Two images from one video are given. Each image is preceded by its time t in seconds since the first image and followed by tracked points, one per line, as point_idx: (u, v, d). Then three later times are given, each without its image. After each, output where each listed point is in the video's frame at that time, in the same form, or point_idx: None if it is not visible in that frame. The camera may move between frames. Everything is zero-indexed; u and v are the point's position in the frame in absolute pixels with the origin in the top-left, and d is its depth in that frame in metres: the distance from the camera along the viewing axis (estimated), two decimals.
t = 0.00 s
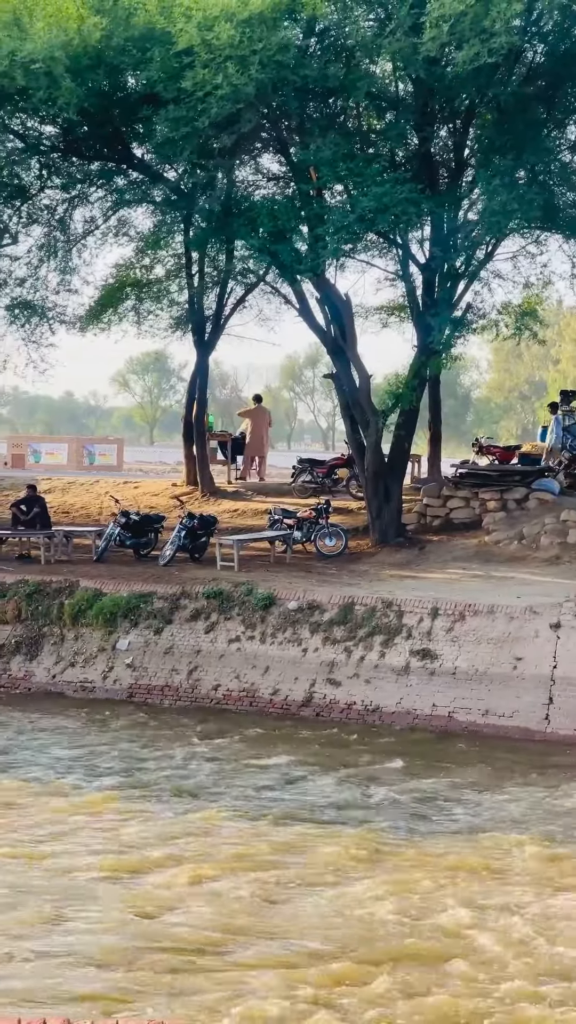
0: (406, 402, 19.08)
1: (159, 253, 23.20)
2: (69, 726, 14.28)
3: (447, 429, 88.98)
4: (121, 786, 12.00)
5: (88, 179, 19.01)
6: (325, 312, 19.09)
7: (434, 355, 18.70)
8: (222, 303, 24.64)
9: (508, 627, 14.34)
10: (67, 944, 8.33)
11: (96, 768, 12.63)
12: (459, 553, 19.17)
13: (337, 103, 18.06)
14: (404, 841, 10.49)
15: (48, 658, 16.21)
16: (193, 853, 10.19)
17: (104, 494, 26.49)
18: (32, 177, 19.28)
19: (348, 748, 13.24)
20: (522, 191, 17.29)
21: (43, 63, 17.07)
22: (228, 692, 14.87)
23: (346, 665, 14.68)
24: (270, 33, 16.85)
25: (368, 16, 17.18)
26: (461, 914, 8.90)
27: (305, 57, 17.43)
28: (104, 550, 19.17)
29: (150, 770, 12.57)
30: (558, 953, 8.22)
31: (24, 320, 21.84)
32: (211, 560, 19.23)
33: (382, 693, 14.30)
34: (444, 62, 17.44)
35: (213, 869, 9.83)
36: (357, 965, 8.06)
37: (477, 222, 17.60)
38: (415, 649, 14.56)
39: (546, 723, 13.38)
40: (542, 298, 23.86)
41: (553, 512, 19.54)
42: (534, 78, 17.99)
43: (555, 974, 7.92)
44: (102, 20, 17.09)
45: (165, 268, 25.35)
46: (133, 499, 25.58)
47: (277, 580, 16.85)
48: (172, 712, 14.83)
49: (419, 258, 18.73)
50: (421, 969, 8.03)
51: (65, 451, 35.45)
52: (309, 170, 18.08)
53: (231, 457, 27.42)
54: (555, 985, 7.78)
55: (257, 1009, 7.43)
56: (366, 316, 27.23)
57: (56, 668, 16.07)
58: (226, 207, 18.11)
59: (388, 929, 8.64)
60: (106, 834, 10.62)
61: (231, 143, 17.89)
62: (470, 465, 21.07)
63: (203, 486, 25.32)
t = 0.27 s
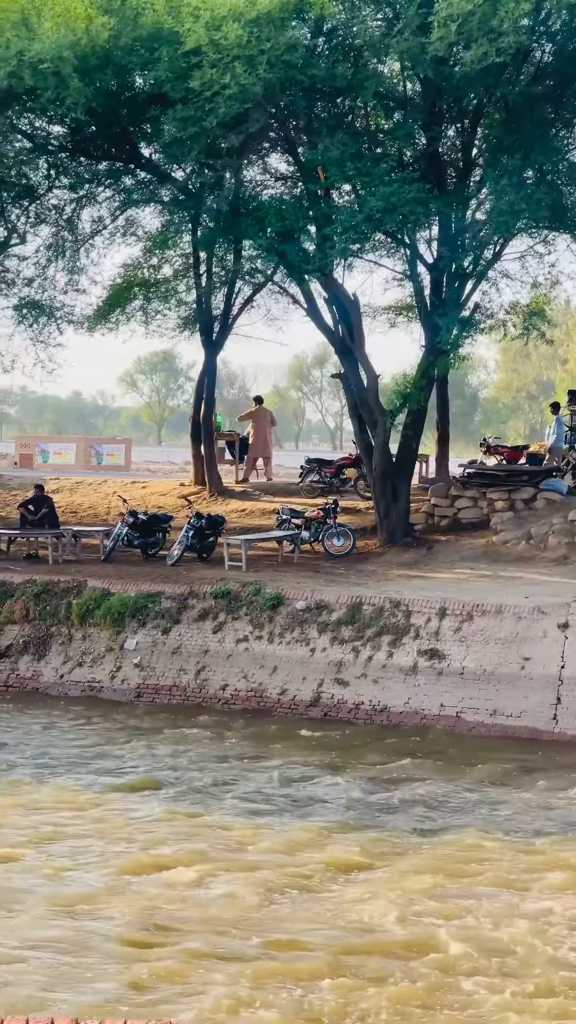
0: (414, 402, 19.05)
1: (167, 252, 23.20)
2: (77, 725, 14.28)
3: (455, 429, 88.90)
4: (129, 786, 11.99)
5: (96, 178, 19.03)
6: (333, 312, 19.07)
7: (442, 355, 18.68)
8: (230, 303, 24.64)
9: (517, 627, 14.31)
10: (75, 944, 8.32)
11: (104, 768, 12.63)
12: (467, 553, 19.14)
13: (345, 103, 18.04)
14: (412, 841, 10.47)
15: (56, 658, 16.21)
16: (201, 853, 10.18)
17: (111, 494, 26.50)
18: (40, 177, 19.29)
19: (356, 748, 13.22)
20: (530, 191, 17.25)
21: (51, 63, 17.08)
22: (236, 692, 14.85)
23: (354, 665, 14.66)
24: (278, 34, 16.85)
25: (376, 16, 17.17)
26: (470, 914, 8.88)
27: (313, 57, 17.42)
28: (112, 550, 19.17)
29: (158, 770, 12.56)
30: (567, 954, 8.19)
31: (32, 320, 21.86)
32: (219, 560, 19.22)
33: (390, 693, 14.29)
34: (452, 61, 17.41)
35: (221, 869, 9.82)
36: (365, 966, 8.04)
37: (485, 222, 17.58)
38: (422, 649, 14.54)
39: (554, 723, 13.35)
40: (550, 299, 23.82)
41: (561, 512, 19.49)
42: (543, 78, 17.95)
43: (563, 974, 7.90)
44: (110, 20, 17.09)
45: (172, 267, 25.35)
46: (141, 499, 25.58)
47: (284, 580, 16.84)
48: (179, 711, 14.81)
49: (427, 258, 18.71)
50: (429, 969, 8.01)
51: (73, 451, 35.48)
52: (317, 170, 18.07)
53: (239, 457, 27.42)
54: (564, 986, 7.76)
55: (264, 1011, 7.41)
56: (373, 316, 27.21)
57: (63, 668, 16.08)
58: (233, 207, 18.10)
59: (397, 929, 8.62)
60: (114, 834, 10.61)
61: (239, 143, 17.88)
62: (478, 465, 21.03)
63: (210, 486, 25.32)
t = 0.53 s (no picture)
0: (422, 402, 19.04)
1: (175, 252, 23.22)
2: (85, 725, 14.30)
3: (463, 429, 88.82)
4: (136, 786, 12.00)
5: (104, 178, 19.07)
6: (341, 312, 19.07)
7: (450, 354, 18.66)
8: (238, 303, 24.65)
9: (524, 627, 14.30)
10: (83, 942, 8.33)
11: (112, 767, 12.65)
12: (475, 552, 19.13)
13: (352, 103, 18.03)
14: (420, 841, 10.46)
15: (63, 657, 16.24)
16: (209, 853, 10.18)
17: (119, 494, 26.52)
18: (48, 177, 19.32)
19: (363, 748, 13.22)
20: (538, 191, 17.23)
21: (59, 63, 17.11)
22: (243, 691, 14.86)
23: (362, 664, 14.66)
24: (286, 33, 16.86)
25: (384, 15, 17.17)
26: (478, 914, 8.87)
27: (321, 57, 17.41)
28: (120, 550, 19.20)
29: (166, 770, 12.57)
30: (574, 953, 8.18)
31: (40, 320, 21.90)
32: (227, 560, 19.23)
33: (398, 692, 14.28)
34: (460, 61, 17.41)
35: (229, 868, 9.82)
36: (373, 965, 8.04)
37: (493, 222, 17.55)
38: (430, 648, 14.53)
39: (562, 722, 13.33)
40: (558, 298, 23.79)
41: (569, 512, 19.46)
42: (551, 77, 17.91)
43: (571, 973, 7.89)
44: (118, 20, 17.12)
45: (180, 267, 25.37)
46: (149, 499, 25.60)
47: (292, 580, 16.84)
48: (187, 711, 14.82)
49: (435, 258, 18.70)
50: (437, 967, 8.00)
51: (81, 451, 35.52)
52: (325, 170, 18.06)
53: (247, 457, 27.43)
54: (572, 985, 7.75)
55: (272, 1009, 7.41)
56: (381, 316, 27.19)
57: (71, 667, 16.10)
58: (241, 206, 18.11)
59: (405, 928, 8.61)
60: (122, 833, 10.62)
61: (247, 143, 17.89)
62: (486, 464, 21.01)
63: (218, 486, 25.33)
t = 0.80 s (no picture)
0: (429, 402, 19.02)
1: (181, 253, 23.22)
2: (92, 725, 14.30)
3: (470, 429, 88.74)
4: (143, 786, 11.99)
5: (111, 179, 19.09)
6: (348, 312, 19.05)
7: (456, 354, 18.64)
8: (245, 303, 24.65)
9: (531, 627, 14.27)
10: (90, 942, 8.32)
11: (119, 767, 12.64)
12: (481, 552, 19.11)
13: (359, 103, 18.01)
14: (427, 841, 10.44)
15: (70, 657, 16.24)
16: (216, 852, 10.16)
17: (126, 494, 26.53)
18: (55, 177, 19.33)
19: (370, 748, 13.20)
20: (545, 191, 17.19)
21: (66, 63, 17.12)
22: (250, 692, 14.85)
23: (369, 664, 14.65)
24: (292, 33, 16.86)
25: (391, 15, 17.17)
26: (486, 914, 8.84)
27: (328, 57, 17.40)
28: (127, 550, 19.20)
29: (173, 769, 12.57)
30: None
31: (47, 320, 21.92)
32: (234, 560, 19.23)
33: (405, 692, 14.26)
34: (467, 61, 17.39)
35: (236, 868, 9.81)
36: (382, 965, 8.01)
37: (500, 222, 17.53)
38: (437, 648, 14.51)
39: (569, 723, 13.30)
40: (565, 299, 23.74)
41: None
42: (558, 77, 17.86)
43: None
44: (124, 20, 17.13)
45: (187, 267, 25.37)
46: (155, 499, 25.61)
47: (299, 580, 16.82)
48: (194, 711, 14.81)
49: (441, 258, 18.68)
50: (446, 968, 7.98)
51: (88, 451, 35.54)
52: (332, 170, 18.05)
53: (253, 457, 27.42)
54: None
55: (279, 1009, 7.40)
56: (388, 316, 27.16)
57: (78, 667, 16.11)
58: (248, 206, 18.11)
59: (411, 928, 8.59)
60: (130, 833, 10.61)
61: (253, 143, 17.88)
62: (493, 464, 20.98)
63: (225, 486, 25.33)
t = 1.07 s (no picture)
0: (434, 403, 19.00)
1: (187, 254, 23.22)
2: (98, 726, 14.30)
3: (476, 431, 88.67)
4: (149, 787, 11.99)
5: (117, 180, 19.12)
6: (354, 313, 19.04)
7: (462, 355, 18.63)
8: (250, 304, 24.65)
9: (537, 628, 14.24)
10: (94, 942, 8.32)
11: (125, 768, 12.64)
12: (487, 554, 19.08)
13: (365, 104, 18.00)
14: (433, 842, 10.42)
15: (76, 658, 16.24)
16: (222, 853, 10.16)
17: (131, 495, 26.55)
18: (60, 178, 19.34)
19: (375, 749, 13.19)
20: (551, 192, 17.16)
21: (71, 64, 17.13)
22: (256, 693, 14.84)
23: (375, 665, 14.63)
24: (298, 34, 16.86)
25: (396, 17, 17.18)
26: (492, 916, 8.82)
27: (334, 57, 17.38)
28: (132, 551, 19.20)
29: (178, 770, 12.57)
30: None
31: (53, 321, 21.95)
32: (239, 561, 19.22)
33: (411, 693, 14.25)
34: (473, 62, 17.39)
35: (242, 869, 9.80)
36: (387, 966, 8.00)
37: (505, 222, 17.49)
38: (443, 649, 14.49)
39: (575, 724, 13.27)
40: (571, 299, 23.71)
41: None
42: (564, 78, 17.82)
43: None
44: (130, 22, 17.14)
45: (193, 268, 25.38)
46: (161, 500, 25.62)
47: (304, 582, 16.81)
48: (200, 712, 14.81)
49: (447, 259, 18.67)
50: (452, 969, 7.97)
51: (93, 451, 35.57)
52: (337, 171, 18.04)
53: (259, 458, 27.42)
54: None
55: (283, 1010, 7.39)
56: (393, 317, 27.14)
57: (84, 668, 16.11)
58: (253, 207, 18.11)
59: (417, 929, 8.57)
60: (136, 834, 10.61)
61: (259, 144, 17.88)
62: (499, 466, 20.95)
63: (230, 487, 25.32)
